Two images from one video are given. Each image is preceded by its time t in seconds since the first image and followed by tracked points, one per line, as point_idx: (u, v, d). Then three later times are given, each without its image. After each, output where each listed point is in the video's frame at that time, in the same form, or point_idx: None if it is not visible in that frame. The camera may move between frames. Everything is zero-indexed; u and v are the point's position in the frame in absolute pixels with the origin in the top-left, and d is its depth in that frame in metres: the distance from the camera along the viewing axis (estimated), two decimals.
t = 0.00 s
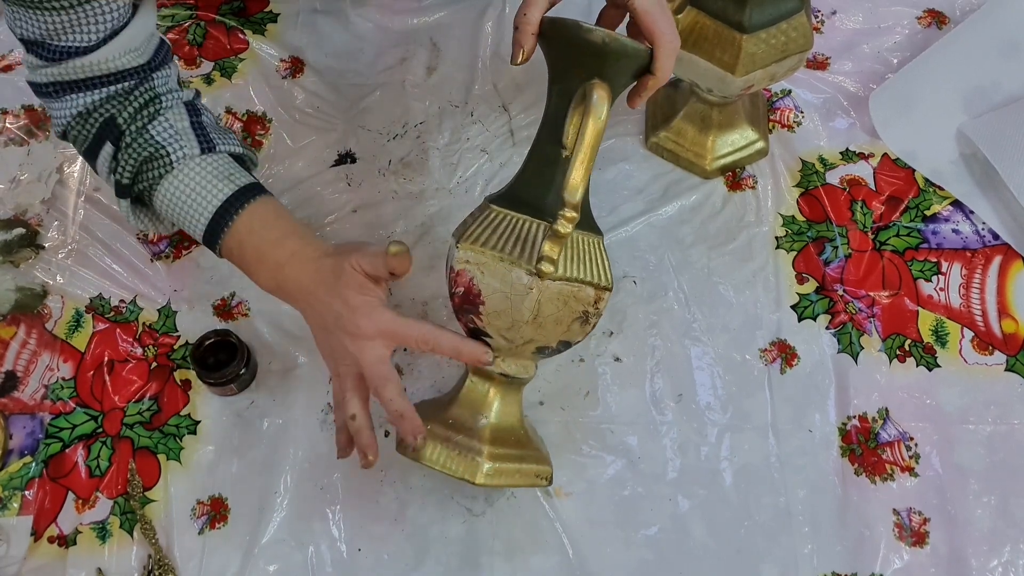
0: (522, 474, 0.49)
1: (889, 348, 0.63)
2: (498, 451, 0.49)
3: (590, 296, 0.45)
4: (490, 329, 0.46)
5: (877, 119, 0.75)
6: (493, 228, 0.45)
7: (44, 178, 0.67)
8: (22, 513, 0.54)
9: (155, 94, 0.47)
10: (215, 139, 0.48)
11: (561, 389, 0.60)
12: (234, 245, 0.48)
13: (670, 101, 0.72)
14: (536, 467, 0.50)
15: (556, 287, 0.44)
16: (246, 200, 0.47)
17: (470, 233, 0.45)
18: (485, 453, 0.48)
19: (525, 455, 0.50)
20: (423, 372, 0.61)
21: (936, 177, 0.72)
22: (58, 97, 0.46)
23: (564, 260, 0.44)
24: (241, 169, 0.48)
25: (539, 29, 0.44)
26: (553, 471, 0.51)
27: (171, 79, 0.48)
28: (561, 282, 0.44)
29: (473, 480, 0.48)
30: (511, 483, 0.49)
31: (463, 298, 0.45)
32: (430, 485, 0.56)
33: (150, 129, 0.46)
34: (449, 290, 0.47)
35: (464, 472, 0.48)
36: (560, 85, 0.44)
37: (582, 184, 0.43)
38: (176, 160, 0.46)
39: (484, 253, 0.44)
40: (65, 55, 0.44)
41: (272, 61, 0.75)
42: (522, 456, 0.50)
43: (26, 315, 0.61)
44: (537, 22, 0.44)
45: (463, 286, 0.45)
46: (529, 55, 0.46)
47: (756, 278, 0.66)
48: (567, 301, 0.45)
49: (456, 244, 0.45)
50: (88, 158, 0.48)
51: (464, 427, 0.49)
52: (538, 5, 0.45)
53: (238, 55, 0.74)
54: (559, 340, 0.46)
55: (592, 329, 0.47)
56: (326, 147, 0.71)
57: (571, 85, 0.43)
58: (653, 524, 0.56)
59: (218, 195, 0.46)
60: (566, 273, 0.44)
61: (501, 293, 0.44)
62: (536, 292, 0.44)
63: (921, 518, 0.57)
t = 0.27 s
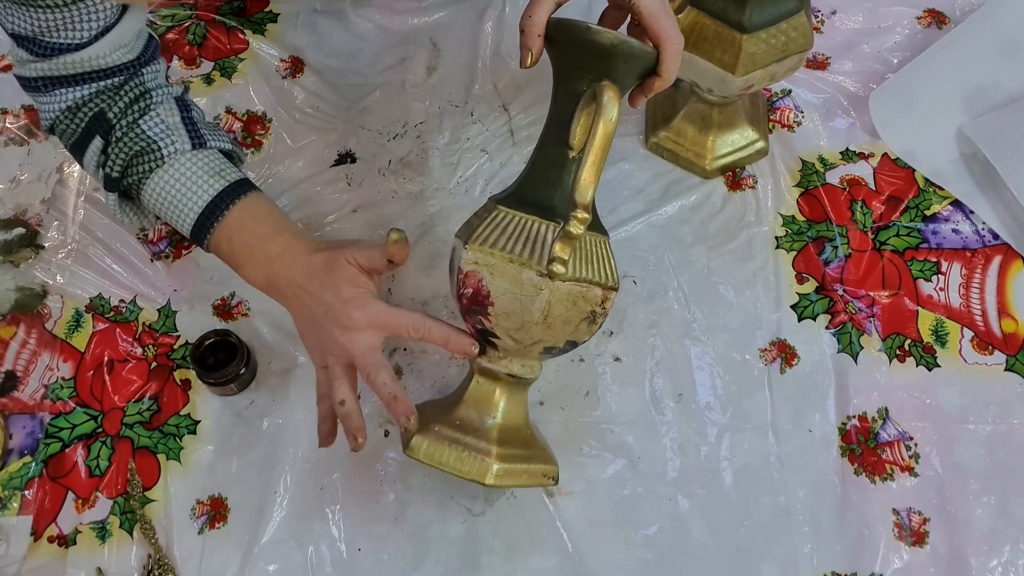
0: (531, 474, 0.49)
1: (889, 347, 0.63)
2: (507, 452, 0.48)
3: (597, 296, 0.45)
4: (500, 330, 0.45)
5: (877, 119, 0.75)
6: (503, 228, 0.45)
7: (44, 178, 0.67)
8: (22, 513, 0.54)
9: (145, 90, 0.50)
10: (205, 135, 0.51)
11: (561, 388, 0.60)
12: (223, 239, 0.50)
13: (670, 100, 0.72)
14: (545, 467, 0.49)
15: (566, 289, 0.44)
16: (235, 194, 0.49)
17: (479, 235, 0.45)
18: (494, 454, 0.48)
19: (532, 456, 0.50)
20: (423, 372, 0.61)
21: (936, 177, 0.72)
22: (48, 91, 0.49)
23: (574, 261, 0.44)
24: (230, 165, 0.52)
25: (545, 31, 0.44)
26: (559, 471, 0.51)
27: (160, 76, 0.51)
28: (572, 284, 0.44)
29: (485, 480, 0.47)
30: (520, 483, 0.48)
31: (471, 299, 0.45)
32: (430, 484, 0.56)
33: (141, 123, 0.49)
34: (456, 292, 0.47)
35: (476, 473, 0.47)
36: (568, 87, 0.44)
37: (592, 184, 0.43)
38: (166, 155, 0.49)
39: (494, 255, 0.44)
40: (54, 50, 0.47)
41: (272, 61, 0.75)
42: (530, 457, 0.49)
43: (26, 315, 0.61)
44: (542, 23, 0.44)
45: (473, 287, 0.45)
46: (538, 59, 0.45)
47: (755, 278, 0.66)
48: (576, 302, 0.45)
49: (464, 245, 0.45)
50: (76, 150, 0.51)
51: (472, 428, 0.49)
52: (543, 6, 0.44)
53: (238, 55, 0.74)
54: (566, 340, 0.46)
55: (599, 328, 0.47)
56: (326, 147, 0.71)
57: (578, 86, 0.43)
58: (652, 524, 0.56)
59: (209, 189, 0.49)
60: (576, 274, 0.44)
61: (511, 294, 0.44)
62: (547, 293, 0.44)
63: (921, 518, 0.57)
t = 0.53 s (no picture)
0: (522, 474, 0.49)
1: (889, 347, 0.63)
2: (498, 451, 0.49)
3: (589, 296, 0.45)
4: (490, 329, 0.46)
5: (877, 119, 0.75)
6: (493, 227, 0.45)
7: (44, 178, 0.67)
8: (22, 513, 0.54)
9: (172, 116, 0.50)
10: (232, 160, 0.51)
11: (561, 388, 0.60)
12: (254, 265, 0.51)
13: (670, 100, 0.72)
14: (536, 467, 0.50)
15: (556, 287, 0.44)
16: (265, 219, 0.50)
17: (471, 234, 0.45)
18: (484, 453, 0.48)
19: (525, 455, 0.50)
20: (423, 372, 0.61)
21: (936, 177, 0.72)
22: (72, 117, 0.48)
23: (565, 260, 0.44)
24: (259, 190, 0.52)
25: (538, 31, 0.45)
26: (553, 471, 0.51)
27: (186, 102, 0.52)
28: (561, 282, 0.44)
29: (473, 479, 0.48)
30: (511, 482, 0.49)
31: (463, 298, 0.46)
32: (430, 484, 0.56)
33: (168, 149, 0.49)
34: (449, 290, 0.47)
35: (464, 472, 0.48)
36: (560, 87, 0.44)
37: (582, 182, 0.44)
38: (195, 180, 0.49)
39: (485, 253, 0.44)
40: (80, 73, 0.47)
41: (272, 61, 0.75)
42: (522, 457, 0.50)
43: (26, 315, 0.61)
44: (536, 24, 0.45)
45: (463, 285, 0.45)
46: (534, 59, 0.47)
47: (755, 278, 0.66)
48: (566, 302, 0.45)
49: (456, 244, 0.46)
50: (101, 178, 0.50)
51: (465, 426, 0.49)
52: (538, 6, 0.45)
53: (238, 56, 0.74)
54: (559, 340, 0.46)
55: (592, 328, 0.47)
56: (326, 147, 0.71)
57: (571, 85, 0.43)
58: (652, 524, 0.56)
59: (239, 215, 0.49)
60: (566, 273, 0.44)
61: (501, 293, 0.44)
62: (536, 292, 0.44)
63: (922, 518, 0.57)
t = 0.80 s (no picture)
0: (533, 473, 0.49)
1: (889, 348, 0.63)
2: (508, 452, 0.48)
3: (597, 295, 0.45)
4: (500, 330, 0.45)
5: (877, 119, 0.75)
6: (502, 227, 0.45)
7: (44, 178, 0.67)
8: (22, 513, 0.54)
9: (148, 73, 0.48)
10: (207, 115, 0.50)
11: (561, 388, 0.60)
12: (227, 219, 0.49)
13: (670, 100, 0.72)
14: (546, 466, 0.49)
15: (567, 288, 0.44)
16: (238, 175, 0.48)
17: (479, 234, 0.45)
18: (495, 453, 0.48)
19: (534, 455, 0.50)
20: (423, 372, 0.61)
21: (936, 177, 0.72)
22: (55, 76, 0.48)
23: (574, 260, 0.44)
24: (234, 145, 0.50)
25: (543, 32, 0.45)
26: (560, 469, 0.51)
27: (166, 57, 0.50)
28: (573, 282, 0.44)
29: (486, 480, 0.47)
30: (522, 482, 0.48)
31: (472, 299, 0.45)
32: (430, 484, 0.56)
33: (142, 107, 0.48)
34: (457, 291, 0.46)
35: (476, 473, 0.47)
36: (567, 87, 0.44)
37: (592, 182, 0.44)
38: (168, 138, 0.48)
39: (494, 255, 0.44)
40: (62, 37, 0.47)
41: (272, 61, 0.75)
42: (531, 456, 0.49)
43: (26, 315, 0.61)
44: (541, 25, 0.44)
45: (472, 286, 0.45)
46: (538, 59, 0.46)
47: (755, 278, 0.66)
48: (576, 301, 0.45)
49: (464, 245, 0.45)
50: (85, 134, 0.50)
51: (474, 428, 0.49)
52: (542, 6, 0.45)
53: (238, 55, 0.74)
54: (567, 339, 0.46)
55: (599, 327, 0.47)
56: (326, 147, 0.71)
57: (578, 86, 0.44)
58: (652, 524, 0.56)
59: (210, 170, 0.48)
60: (577, 273, 0.44)
61: (512, 294, 0.44)
62: (547, 292, 0.44)
63: (921, 518, 0.57)
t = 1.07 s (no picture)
0: (531, 476, 0.49)
1: (889, 348, 0.63)
2: (507, 456, 0.48)
3: (596, 299, 0.45)
4: (499, 334, 0.45)
5: (877, 119, 0.75)
6: (501, 231, 0.44)
7: (44, 178, 0.67)
8: (22, 513, 0.54)
9: (148, 63, 0.49)
10: (207, 103, 0.50)
11: (561, 388, 0.60)
12: (228, 205, 0.49)
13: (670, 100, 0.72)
14: (545, 470, 0.50)
15: (566, 292, 0.44)
16: (238, 158, 0.48)
17: (477, 238, 0.44)
18: (494, 457, 0.48)
19: (533, 458, 0.50)
20: (423, 372, 0.61)
21: (936, 177, 0.72)
22: (57, 72, 0.49)
23: (573, 265, 0.44)
24: (234, 131, 0.50)
25: (541, 33, 0.45)
26: (559, 472, 0.51)
27: (165, 50, 0.51)
28: (572, 287, 0.44)
29: (484, 484, 0.47)
30: (521, 485, 0.48)
31: (470, 303, 0.45)
32: (430, 485, 0.56)
33: (142, 97, 0.48)
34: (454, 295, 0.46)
35: (475, 477, 0.47)
36: (566, 89, 0.44)
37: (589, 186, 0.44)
38: (167, 125, 0.48)
39: (493, 259, 0.43)
40: (64, 35, 0.47)
41: (272, 61, 0.75)
42: (530, 459, 0.49)
43: (26, 315, 0.61)
44: (539, 28, 0.45)
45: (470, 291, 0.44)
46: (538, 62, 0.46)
47: (755, 278, 0.66)
48: (575, 305, 0.44)
49: (461, 248, 0.44)
50: (86, 129, 0.50)
51: (472, 432, 0.48)
52: (541, 9, 0.45)
53: (238, 55, 0.74)
54: (565, 343, 0.46)
55: (598, 330, 0.47)
56: (326, 147, 0.71)
57: (577, 89, 0.44)
58: (652, 524, 0.56)
59: (210, 156, 0.48)
60: (576, 277, 0.44)
61: (511, 298, 0.44)
62: (546, 297, 0.44)
63: (921, 518, 0.57)
